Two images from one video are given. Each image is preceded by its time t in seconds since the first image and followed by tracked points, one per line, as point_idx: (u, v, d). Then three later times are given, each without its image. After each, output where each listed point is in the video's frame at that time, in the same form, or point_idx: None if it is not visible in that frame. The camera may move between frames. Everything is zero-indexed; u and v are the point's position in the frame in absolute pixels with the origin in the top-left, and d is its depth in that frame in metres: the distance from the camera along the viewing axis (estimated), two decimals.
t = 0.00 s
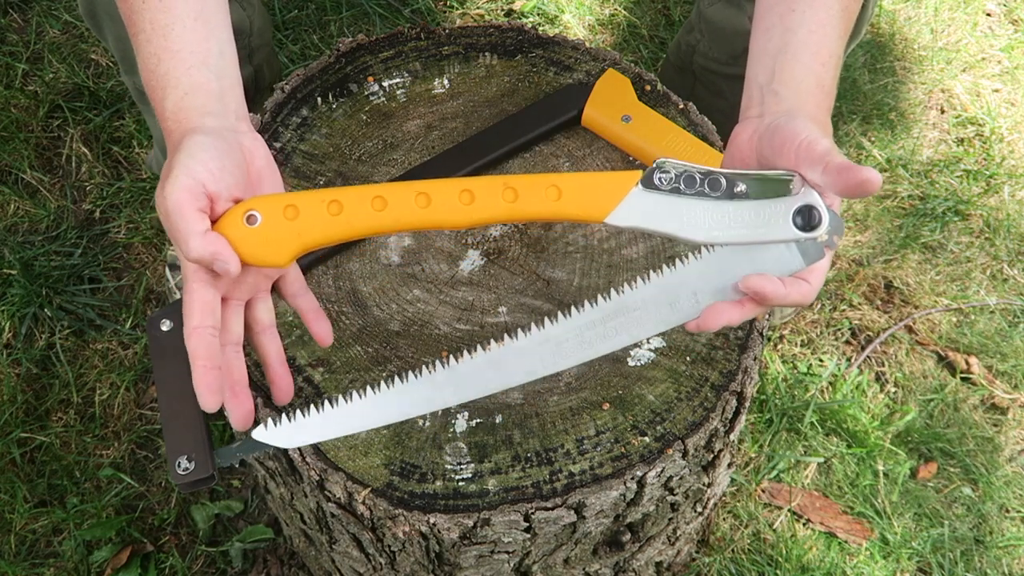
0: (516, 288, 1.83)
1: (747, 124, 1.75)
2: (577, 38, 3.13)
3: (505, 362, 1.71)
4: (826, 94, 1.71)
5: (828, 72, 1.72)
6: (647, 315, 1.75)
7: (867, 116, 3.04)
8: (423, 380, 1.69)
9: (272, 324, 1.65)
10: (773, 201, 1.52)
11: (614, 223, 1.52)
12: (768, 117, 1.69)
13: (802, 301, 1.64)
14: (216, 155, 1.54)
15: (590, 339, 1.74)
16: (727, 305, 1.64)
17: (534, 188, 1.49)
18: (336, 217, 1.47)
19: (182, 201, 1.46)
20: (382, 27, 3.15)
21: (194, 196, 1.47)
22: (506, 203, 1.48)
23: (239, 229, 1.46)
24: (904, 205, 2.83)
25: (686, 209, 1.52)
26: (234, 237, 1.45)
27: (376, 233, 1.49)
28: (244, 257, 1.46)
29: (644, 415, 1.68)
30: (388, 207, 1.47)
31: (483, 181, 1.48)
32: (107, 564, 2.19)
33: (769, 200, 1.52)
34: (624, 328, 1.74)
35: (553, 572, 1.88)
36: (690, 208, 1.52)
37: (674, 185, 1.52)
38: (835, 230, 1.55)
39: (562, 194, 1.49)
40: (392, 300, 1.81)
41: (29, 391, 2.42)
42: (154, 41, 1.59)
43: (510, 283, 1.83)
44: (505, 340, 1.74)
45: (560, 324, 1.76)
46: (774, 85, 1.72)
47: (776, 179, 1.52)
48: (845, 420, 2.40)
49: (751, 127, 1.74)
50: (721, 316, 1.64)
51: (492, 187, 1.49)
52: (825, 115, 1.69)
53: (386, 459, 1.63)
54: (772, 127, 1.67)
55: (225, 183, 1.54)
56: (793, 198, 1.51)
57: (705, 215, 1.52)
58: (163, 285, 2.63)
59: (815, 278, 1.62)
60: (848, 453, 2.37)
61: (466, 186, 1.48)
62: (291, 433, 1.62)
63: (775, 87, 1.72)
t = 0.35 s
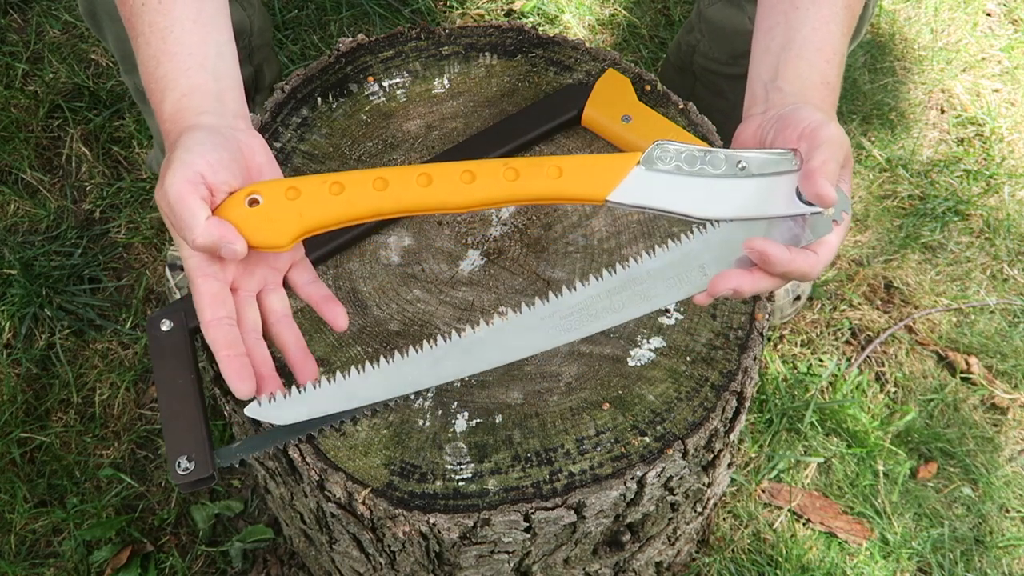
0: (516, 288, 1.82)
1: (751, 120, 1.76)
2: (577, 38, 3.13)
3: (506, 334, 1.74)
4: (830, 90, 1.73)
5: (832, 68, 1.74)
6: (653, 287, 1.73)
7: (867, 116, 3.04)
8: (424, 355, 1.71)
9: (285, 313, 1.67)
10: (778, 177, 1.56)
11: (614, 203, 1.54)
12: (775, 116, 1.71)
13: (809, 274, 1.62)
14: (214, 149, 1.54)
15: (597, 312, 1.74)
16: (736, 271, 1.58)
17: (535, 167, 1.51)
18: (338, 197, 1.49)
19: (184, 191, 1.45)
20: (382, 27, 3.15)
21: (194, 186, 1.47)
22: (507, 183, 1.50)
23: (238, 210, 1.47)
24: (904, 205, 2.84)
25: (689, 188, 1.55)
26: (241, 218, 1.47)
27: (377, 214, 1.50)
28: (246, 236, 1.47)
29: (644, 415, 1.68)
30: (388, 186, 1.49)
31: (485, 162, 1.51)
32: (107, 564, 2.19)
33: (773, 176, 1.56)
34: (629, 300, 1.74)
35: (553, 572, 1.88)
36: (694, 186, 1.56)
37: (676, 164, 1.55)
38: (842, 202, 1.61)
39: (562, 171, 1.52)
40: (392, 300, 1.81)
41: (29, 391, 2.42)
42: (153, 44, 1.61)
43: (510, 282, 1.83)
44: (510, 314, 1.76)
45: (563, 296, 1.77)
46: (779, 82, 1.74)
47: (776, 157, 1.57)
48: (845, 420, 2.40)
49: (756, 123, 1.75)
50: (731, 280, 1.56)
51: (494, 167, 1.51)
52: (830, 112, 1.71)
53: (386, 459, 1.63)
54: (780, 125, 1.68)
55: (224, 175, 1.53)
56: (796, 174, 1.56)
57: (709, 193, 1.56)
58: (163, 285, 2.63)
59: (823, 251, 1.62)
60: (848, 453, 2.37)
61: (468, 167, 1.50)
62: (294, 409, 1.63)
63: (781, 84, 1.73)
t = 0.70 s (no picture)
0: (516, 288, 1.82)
1: (750, 118, 1.77)
2: (577, 38, 3.13)
3: (493, 300, 1.70)
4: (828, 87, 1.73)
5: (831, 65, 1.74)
6: (649, 264, 1.67)
7: (867, 116, 3.04)
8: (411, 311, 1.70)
9: (279, 310, 1.68)
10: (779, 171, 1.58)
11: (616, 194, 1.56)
12: (774, 113, 1.71)
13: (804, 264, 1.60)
14: (229, 148, 1.54)
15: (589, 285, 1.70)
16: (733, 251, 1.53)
17: (537, 162, 1.53)
18: (340, 192, 1.49)
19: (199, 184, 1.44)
20: (382, 27, 3.15)
21: (207, 182, 1.45)
22: (511, 178, 1.52)
23: (239, 205, 1.47)
24: (904, 205, 2.84)
25: (687, 181, 1.59)
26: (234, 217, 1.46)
27: (379, 210, 1.51)
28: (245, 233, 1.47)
29: (644, 415, 1.68)
30: (390, 182, 1.50)
31: (487, 158, 1.52)
32: (107, 564, 2.19)
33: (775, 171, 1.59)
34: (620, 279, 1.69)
35: (553, 572, 1.88)
36: (692, 180, 1.60)
37: (676, 159, 1.58)
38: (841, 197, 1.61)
39: (564, 166, 1.54)
40: (392, 299, 1.81)
41: (29, 391, 2.42)
42: (165, 43, 1.60)
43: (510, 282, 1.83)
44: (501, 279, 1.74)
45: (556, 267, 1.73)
46: (778, 80, 1.74)
47: (777, 152, 1.58)
48: (845, 420, 2.40)
49: (754, 121, 1.76)
50: (726, 260, 1.52)
51: (497, 162, 1.53)
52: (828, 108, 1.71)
53: (386, 459, 1.63)
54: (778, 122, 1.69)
55: (238, 174, 1.53)
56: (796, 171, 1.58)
57: (707, 187, 1.60)
58: (163, 285, 2.63)
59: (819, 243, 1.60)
60: (848, 453, 2.37)
61: (471, 163, 1.52)
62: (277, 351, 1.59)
63: (780, 81, 1.74)
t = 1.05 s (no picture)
0: (516, 288, 1.83)
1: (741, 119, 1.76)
2: (577, 37, 3.13)
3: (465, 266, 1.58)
4: (821, 89, 1.71)
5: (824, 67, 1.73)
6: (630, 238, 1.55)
7: (867, 116, 3.04)
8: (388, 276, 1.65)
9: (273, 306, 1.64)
10: (769, 174, 1.51)
11: (607, 198, 1.52)
12: (765, 113, 1.69)
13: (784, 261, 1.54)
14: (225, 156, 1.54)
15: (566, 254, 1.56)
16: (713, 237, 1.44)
17: (527, 168, 1.50)
18: (331, 200, 1.47)
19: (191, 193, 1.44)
20: (382, 27, 3.15)
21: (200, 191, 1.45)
22: (500, 184, 1.48)
23: (229, 215, 1.46)
24: (904, 205, 2.84)
25: (677, 186, 1.53)
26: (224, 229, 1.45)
27: (372, 219, 1.48)
28: (236, 242, 1.46)
29: (645, 415, 1.68)
30: (381, 189, 1.48)
31: (476, 165, 1.50)
32: (107, 564, 2.19)
33: (765, 174, 1.51)
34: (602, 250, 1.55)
35: (553, 572, 1.88)
36: (683, 185, 1.53)
37: (664, 164, 1.52)
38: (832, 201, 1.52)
39: (554, 171, 1.50)
40: (392, 300, 1.81)
41: (29, 391, 2.42)
42: (164, 44, 1.59)
43: (510, 283, 1.83)
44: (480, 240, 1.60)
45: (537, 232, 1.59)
46: (770, 80, 1.73)
47: (767, 156, 1.51)
48: (845, 420, 2.40)
49: (746, 121, 1.74)
50: (703, 246, 1.43)
51: (486, 169, 1.49)
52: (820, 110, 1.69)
53: (386, 459, 1.63)
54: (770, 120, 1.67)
55: (233, 183, 1.53)
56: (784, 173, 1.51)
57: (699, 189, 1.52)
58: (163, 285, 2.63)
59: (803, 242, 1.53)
60: (848, 453, 2.37)
61: (460, 169, 1.49)
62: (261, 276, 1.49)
63: (773, 81, 1.72)
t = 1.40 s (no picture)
0: (516, 288, 1.83)
1: (738, 119, 1.76)
2: (577, 37, 3.13)
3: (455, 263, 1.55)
4: (818, 90, 1.71)
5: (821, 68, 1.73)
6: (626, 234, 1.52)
7: (867, 116, 3.04)
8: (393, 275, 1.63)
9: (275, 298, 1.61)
10: (767, 175, 1.50)
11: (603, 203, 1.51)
12: (763, 114, 1.69)
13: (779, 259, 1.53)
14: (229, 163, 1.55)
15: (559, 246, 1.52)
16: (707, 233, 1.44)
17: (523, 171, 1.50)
18: (329, 205, 1.48)
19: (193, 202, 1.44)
20: (382, 27, 3.15)
21: (201, 201, 1.44)
22: (496, 188, 1.48)
23: (229, 220, 1.47)
24: (904, 205, 2.84)
25: (676, 189, 1.51)
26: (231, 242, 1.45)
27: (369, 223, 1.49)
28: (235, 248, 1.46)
29: (644, 415, 1.68)
30: (378, 194, 1.49)
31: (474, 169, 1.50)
32: (107, 564, 2.19)
33: (764, 174, 1.50)
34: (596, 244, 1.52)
35: (553, 572, 1.88)
36: (683, 187, 1.51)
37: (664, 168, 1.51)
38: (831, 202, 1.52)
39: (549, 175, 1.49)
40: (392, 299, 1.81)
41: (29, 391, 2.42)
42: (166, 43, 1.59)
43: (510, 283, 1.83)
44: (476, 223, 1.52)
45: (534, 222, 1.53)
46: (768, 81, 1.72)
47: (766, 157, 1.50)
48: (845, 420, 2.40)
49: (743, 121, 1.74)
50: (694, 240, 1.43)
51: (483, 173, 1.50)
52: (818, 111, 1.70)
53: (386, 459, 1.63)
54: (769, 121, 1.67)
55: (235, 191, 1.53)
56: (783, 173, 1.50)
57: (697, 190, 1.51)
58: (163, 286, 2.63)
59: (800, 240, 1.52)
60: (848, 453, 2.37)
61: (458, 174, 1.49)
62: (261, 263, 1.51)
63: (771, 82, 1.72)
